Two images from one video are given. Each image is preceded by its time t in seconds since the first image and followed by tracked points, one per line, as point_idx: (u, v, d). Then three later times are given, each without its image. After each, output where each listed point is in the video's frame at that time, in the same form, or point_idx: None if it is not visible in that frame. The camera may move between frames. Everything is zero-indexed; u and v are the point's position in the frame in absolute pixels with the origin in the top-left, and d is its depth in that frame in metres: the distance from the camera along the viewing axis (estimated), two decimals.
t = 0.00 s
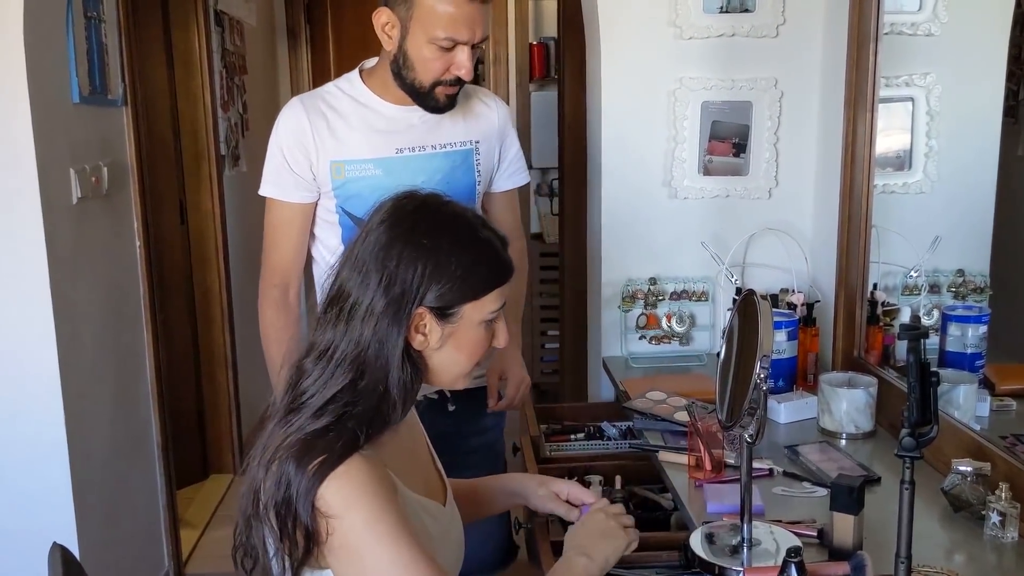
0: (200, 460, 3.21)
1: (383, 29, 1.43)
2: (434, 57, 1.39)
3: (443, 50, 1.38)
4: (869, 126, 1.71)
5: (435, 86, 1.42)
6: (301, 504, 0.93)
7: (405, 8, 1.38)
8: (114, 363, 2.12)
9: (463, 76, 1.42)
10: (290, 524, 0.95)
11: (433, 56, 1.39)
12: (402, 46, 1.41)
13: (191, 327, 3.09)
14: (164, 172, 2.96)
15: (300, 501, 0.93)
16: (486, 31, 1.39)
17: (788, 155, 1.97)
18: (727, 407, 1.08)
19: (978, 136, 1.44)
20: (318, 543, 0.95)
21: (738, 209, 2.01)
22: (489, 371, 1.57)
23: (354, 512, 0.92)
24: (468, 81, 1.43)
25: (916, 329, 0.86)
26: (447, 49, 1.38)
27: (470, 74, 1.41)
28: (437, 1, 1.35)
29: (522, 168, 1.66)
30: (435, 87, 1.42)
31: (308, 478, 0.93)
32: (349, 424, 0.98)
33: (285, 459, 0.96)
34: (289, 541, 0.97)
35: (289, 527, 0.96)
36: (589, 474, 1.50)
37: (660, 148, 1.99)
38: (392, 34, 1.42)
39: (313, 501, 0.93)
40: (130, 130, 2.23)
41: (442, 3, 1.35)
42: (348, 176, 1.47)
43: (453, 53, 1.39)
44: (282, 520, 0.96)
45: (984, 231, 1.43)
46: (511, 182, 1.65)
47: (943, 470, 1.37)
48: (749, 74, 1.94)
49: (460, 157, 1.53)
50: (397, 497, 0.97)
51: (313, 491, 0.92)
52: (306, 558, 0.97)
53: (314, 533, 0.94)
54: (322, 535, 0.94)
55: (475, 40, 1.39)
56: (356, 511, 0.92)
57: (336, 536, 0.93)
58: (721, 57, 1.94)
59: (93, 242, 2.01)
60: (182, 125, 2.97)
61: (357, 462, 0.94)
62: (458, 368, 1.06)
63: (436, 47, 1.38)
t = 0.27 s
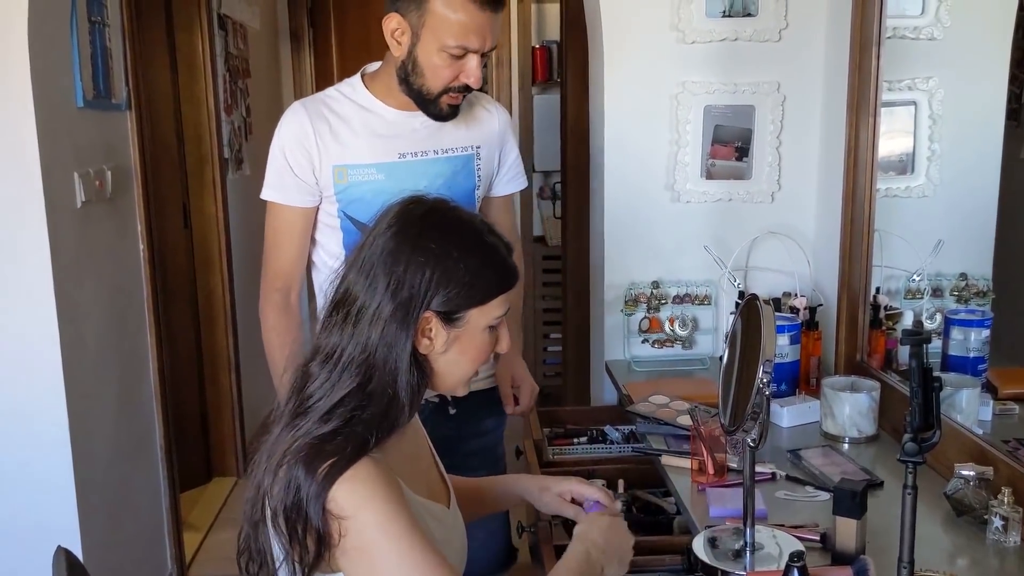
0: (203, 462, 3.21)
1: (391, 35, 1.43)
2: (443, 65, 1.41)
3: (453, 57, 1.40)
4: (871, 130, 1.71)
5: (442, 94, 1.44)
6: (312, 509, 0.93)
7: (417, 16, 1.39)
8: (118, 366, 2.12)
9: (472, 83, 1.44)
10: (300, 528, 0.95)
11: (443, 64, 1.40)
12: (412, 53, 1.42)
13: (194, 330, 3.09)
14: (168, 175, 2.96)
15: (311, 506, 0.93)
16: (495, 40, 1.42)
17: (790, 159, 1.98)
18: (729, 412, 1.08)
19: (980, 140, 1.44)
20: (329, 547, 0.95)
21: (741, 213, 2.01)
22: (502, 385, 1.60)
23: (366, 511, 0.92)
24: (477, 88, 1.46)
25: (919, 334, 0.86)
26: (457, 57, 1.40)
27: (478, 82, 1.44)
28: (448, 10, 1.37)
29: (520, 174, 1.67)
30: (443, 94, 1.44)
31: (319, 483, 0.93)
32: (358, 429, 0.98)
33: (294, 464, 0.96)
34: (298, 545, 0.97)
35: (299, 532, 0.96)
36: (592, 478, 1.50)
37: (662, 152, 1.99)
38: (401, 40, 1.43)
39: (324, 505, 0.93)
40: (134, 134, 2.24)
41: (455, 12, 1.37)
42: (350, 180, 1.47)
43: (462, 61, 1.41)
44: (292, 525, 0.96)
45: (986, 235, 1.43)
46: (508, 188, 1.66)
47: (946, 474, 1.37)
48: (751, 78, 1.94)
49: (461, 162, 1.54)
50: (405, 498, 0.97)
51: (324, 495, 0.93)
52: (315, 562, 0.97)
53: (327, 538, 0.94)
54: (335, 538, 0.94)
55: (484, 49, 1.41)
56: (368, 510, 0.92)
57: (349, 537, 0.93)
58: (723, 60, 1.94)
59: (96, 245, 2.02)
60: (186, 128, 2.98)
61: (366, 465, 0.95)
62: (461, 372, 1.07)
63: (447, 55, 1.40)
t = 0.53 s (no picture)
0: (203, 462, 3.22)
1: (399, 39, 1.42)
2: (451, 71, 1.41)
3: (462, 63, 1.40)
4: (870, 131, 1.72)
5: (449, 98, 1.44)
6: (314, 505, 0.93)
7: (427, 22, 1.38)
8: (118, 367, 2.13)
9: (478, 88, 1.45)
10: (302, 525, 0.96)
11: (452, 70, 1.41)
12: (420, 58, 1.42)
13: (195, 331, 3.10)
14: (168, 176, 2.97)
15: (313, 502, 0.93)
16: (503, 46, 1.42)
17: (790, 160, 1.98)
18: (728, 412, 1.08)
19: (979, 141, 1.44)
20: (331, 544, 0.96)
21: (740, 214, 2.01)
22: (504, 392, 1.65)
23: (369, 507, 0.92)
24: (483, 93, 1.46)
25: (918, 335, 0.86)
26: (465, 63, 1.41)
27: (485, 87, 1.44)
28: (458, 16, 1.36)
29: (515, 178, 1.68)
30: (449, 99, 1.45)
31: (321, 479, 0.93)
32: (361, 426, 0.98)
33: (297, 460, 0.96)
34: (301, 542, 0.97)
35: (301, 528, 0.96)
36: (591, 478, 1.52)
37: (662, 153, 2.00)
38: (409, 45, 1.42)
39: (326, 502, 0.93)
40: (134, 135, 2.24)
41: (465, 19, 1.36)
42: (351, 181, 1.48)
43: (470, 67, 1.42)
44: (294, 521, 0.96)
45: (985, 236, 1.44)
46: (505, 191, 1.67)
47: (944, 475, 1.37)
48: (751, 79, 1.95)
49: (460, 165, 1.55)
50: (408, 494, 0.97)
51: (326, 492, 0.93)
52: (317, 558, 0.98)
53: (329, 533, 0.95)
54: (337, 533, 0.94)
55: (492, 55, 1.42)
56: (369, 506, 0.92)
57: (350, 532, 0.93)
58: (723, 61, 1.94)
59: (97, 246, 2.02)
60: (187, 129, 2.99)
61: (368, 461, 0.95)
62: (463, 369, 1.07)
63: (455, 60, 1.40)
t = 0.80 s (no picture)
0: (203, 462, 3.22)
1: (395, 35, 1.43)
2: (447, 67, 1.41)
3: (457, 60, 1.40)
4: (869, 130, 1.72)
5: (445, 96, 1.45)
6: (320, 504, 0.93)
7: (422, 18, 1.39)
8: (118, 366, 2.13)
9: (474, 86, 1.45)
10: (307, 524, 0.95)
11: (447, 66, 1.41)
12: (416, 54, 1.42)
13: (195, 330, 3.10)
14: (167, 175, 2.97)
15: (319, 501, 0.93)
16: (500, 44, 1.42)
17: (789, 160, 1.98)
18: (727, 411, 1.09)
19: (978, 140, 1.44)
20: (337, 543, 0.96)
21: (740, 214, 2.02)
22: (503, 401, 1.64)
23: (371, 505, 0.92)
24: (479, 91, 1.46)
25: (916, 333, 0.86)
26: (460, 60, 1.41)
27: (481, 85, 1.44)
28: (454, 13, 1.36)
29: (513, 179, 1.68)
30: (445, 96, 1.45)
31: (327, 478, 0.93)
32: (366, 424, 0.98)
33: (302, 459, 0.96)
34: (306, 541, 0.97)
35: (306, 527, 0.96)
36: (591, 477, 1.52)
37: (661, 153, 2.00)
38: (406, 41, 1.43)
39: (332, 500, 0.93)
40: (134, 134, 2.24)
41: (461, 16, 1.36)
42: (351, 181, 1.48)
43: (465, 64, 1.42)
44: (299, 520, 0.96)
45: (984, 236, 1.44)
46: (502, 191, 1.67)
47: (943, 474, 1.38)
48: (750, 79, 1.95)
49: (459, 165, 1.55)
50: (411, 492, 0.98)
51: (332, 490, 0.93)
52: (323, 557, 0.98)
53: (336, 534, 0.94)
54: (341, 533, 0.94)
55: (488, 52, 1.42)
56: (372, 504, 0.92)
57: (354, 532, 0.93)
58: (722, 61, 1.95)
59: (97, 246, 2.02)
60: (187, 128, 2.99)
61: (372, 459, 0.95)
62: (466, 364, 1.08)
63: (450, 57, 1.40)
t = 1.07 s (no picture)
0: (204, 461, 3.22)
1: (381, 31, 1.46)
2: (429, 59, 1.41)
3: (439, 51, 1.40)
4: (869, 130, 1.72)
5: (430, 89, 1.45)
6: (329, 504, 0.93)
7: (403, 11, 1.40)
8: (119, 366, 2.13)
9: (458, 78, 1.44)
10: (315, 524, 0.95)
11: (429, 58, 1.41)
12: (399, 48, 1.43)
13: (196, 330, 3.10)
14: (168, 175, 2.97)
15: (327, 501, 0.93)
16: (481, 35, 1.41)
17: (789, 160, 1.98)
18: (728, 411, 1.09)
19: (979, 141, 1.44)
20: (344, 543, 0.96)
21: (740, 214, 2.02)
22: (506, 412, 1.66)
23: (379, 505, 0.92)
24: (464, 83, 1.46)
25: (916, 334, 0.86)
26: (442, 51, 1.40)
27: (464, 77, 1.44)
28: (434, 5, 1.37)
29: (512, 177, 1.68)
30: (431, 89, 1.45)
31: (336, 478, 0.93)
32: (374, 425, 0.98)
33: (311, 459, 0.96)
34: (314, 541, 0.97)
35: (314, 527, 0.96)
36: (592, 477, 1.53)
37: (662, 153, 2.00)
38: (390, 35, 1.45)
39: (341, 500, 0.93)
40: (135, 134, 2.24)
41: (439, 6, 1.37)
42: (350, 179, 1.48)
43: (448, 56, 1.41)
44: (308, 521, 0.96)
45: (984, 236, 1.44)
46: (502, 189, 1.66)
47: (943, 474, 1.38)
48: (751, 79, 1.95)
49: (457, 163, 1.56)
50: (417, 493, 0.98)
51: (340, 491, 0.93)
52: (331, 557, 0.98)
53: (344, 534, 0.94)
54: (349, 533, 0.94)
55: (470, 43, 1.42)
56: (381, 505, 0.92)
57: (362, 532, 0.93)
58: (722, 62, 1.95)
59: (98, 246, 2.02)
60: (187, 128, 2.99)
61: (380, 460, 0.95)
62: (472, 362, 1.08)
63: (431, 49, 1.40)
